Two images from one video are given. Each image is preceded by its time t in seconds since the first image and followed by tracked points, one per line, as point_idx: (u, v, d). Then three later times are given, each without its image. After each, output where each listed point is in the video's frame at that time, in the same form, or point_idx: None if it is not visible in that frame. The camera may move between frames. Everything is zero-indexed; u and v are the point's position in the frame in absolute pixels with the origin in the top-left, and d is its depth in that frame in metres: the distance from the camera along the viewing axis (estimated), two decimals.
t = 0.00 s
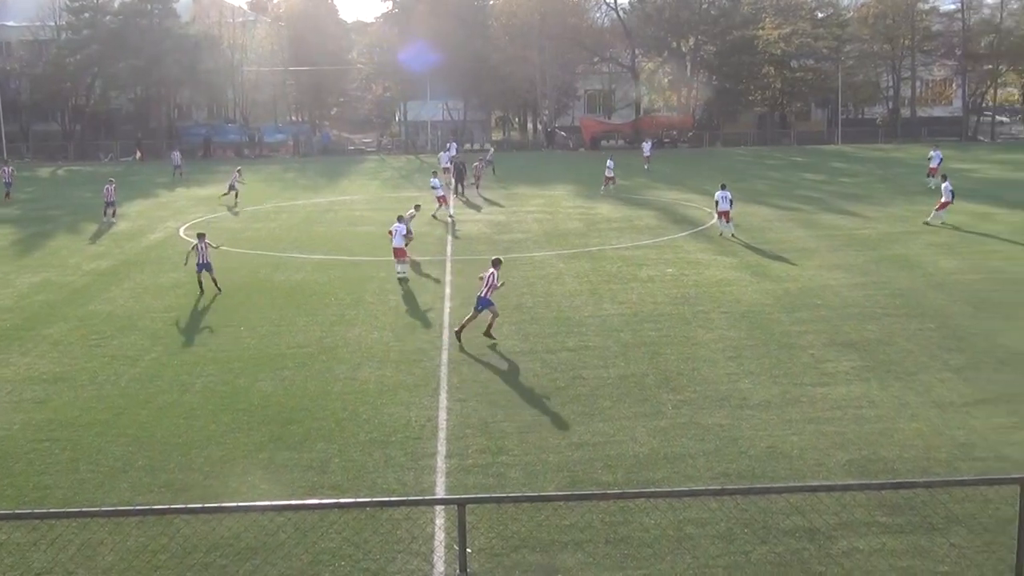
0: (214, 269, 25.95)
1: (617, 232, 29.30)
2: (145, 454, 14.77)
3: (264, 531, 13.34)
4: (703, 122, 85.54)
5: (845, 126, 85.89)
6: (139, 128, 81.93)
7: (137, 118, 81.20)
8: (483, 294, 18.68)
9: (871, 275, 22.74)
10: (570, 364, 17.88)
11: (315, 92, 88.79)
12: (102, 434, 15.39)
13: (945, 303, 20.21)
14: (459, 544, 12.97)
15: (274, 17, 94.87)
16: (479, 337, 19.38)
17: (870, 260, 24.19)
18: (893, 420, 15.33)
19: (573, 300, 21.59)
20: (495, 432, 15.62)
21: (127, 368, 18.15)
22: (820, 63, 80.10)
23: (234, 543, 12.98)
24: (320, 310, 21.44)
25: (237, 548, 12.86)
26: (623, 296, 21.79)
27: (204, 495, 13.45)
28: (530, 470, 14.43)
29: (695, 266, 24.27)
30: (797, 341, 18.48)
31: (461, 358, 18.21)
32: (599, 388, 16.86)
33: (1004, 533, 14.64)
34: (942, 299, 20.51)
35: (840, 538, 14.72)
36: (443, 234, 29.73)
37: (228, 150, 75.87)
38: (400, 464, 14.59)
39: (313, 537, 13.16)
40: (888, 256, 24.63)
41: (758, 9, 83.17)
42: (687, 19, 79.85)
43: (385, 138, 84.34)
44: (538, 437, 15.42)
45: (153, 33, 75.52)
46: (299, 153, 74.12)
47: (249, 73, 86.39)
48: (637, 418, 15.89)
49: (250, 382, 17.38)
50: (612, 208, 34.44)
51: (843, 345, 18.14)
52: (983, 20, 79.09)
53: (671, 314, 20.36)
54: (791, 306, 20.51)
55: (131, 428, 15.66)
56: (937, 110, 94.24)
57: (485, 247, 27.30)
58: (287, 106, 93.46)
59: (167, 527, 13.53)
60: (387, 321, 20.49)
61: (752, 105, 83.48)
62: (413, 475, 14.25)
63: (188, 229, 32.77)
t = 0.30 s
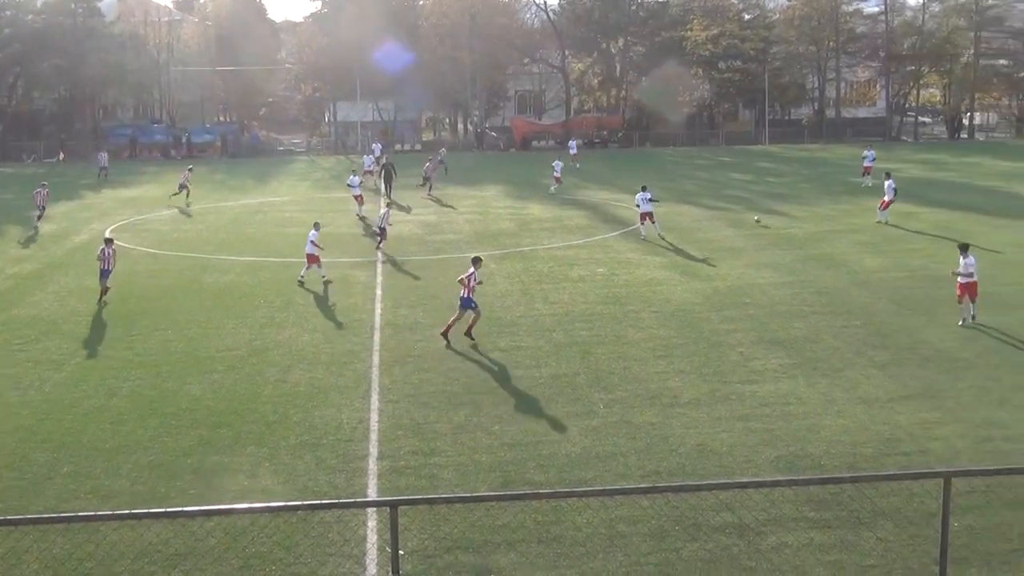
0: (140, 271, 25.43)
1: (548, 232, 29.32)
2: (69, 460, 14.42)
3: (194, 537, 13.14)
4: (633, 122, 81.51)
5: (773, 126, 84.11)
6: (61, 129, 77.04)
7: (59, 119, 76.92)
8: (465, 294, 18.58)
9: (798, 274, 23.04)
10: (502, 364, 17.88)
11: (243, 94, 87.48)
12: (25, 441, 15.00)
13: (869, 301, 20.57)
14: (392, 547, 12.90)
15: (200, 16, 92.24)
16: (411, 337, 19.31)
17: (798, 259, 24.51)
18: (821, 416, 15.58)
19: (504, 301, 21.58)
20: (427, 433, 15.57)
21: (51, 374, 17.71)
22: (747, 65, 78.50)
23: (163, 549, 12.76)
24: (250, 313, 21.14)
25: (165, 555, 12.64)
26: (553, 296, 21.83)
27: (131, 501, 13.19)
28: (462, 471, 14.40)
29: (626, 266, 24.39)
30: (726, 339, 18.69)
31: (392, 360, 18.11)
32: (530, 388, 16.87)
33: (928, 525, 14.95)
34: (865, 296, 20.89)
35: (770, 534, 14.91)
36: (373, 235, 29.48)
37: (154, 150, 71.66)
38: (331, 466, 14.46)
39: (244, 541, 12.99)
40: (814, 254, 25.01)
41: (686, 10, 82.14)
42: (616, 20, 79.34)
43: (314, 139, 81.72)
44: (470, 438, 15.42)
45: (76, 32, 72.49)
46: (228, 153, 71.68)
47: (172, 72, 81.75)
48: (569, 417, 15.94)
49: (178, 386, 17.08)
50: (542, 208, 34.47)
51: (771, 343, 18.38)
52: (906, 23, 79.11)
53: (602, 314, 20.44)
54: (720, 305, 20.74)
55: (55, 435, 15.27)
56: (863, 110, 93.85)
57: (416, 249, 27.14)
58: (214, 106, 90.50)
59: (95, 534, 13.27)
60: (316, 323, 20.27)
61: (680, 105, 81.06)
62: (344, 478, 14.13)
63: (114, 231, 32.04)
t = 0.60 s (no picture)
0: (56, 275, 24.87)
1: (474, 233, 29.38)
2: None
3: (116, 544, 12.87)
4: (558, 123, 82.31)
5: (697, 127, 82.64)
6: None
7: None
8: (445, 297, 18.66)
9: (722, 273, 23.32)
10: (429, 365, 17.85)
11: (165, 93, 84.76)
12: None
13: (791, 299, 20.89)
14: (319, 550, 12.76)
15: (120, 16, 89.77)
16: (337, 339, 19.19)
17: (722, 258, 24.81)
18: (746, 412, 15.75)
19: (430, 302, 21.53)
20: (354, 435, 15.47)
21: None
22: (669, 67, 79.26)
23: (84, 557, 12.48)
24: (172, 317, 20.82)
25: (86, 563, 12.35)
26: (479, 297, 21.84)
27: (51, 509, 12.90)
28: (389, 473, 14.31)
29: (553, 266, 24.50)
30: (651, 338, 18.84)
31: (318, 363, 17.96)
32: (457, 389, 16.85)
33: (851, 518, 15.14)
34: (785, 295, 21.21)
35: (696, 530, 15.00)
36: (296, 236, 29.27)
37: (74, 151, 68.67)
38: (257, 470, 14.29)
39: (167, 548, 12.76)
40: (737, 253, 25.33)
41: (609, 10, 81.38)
42: (541, 21, 79.35)
43: (240, 138, 79.77)
44: (397, 439, 15.34)
45: None
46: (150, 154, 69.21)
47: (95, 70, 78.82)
48: (496, 418, 15.94)
49: (98, 392, 16.77)
50: (467, 209, 34.49)
51: (695, 341, 18.57)
52: (824, 25, 79.08)
53: (528, 314, 20.49)
54: (644, 304, 20.91)
55: None
56: (783, 112, 95.07)
57: (339, 250, 26.98)
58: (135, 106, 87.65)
59: (13, 543, 12.95)
60: (239, 326, 20.03)
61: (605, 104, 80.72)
62: (271, 482, 13.97)
63: (31, 234, 31.25)
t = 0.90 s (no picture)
0: None
1: (402, 234, 29.34)
2: None
3: (38, 552, 12.60)
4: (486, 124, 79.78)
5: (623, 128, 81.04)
6: None
7: None
8: (420, 303, 18.72)
9: (650, 272, 23.52)
10: (358, 367, 17.75)
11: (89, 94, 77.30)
12: None
13: (717, 298, 21.15)
14: (245, 555, 12.60)
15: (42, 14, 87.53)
16: (265, 342, 19.02)
17: (650, 258, 25.02)
18: (676, 411, 15.86)
19: (359, 304, 21.47)
20: (281, 438, 15.33)
21: None
22: (596, 68, 78.31)
23: (7, 566, 12.20)
24: (96, 320, 20.52)
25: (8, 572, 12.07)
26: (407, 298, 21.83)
27: None
28: (318, 476, 14.18)
29: (481, 266, 24.56)
30: (580, 338, 18.95)
31: (245, 365, 17.80)
32: (386, 391, 16.78)
33: (778, 514, 15.26)
34: (712, 294, 21.45)
35: (625, 529, 14.98)
36: (221, 238, 29.03)
37: None
38: (184, 475, 14.09)
39: (91, 555, 12.52)
40: (665, 253, 25.53)
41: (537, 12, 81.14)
42: (468, 22, 78.37)
43: (164, 138, 77.85)
44: (325, 442, 15.22)
45: None
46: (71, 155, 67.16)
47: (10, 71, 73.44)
48: (426, 419, 15.91)
49: (19, 398, 16.43)
50: (396, 210, 34.37)
51: (623, 341, 18.70)
52: (749, 27, 81.04)
53: (457, 315, 20.50)
54: (573, 305, 21.00)
55: None
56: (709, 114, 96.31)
57: (266, 252, 26.82)
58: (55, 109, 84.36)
59: None
60: (164, 329, 19.79)
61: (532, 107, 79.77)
62: (197, 487, 13.78)
63: None
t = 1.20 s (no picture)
0: None
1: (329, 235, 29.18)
2: None
3: None
4: (414, 125, 79.02)
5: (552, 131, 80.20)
6: None
7: None
8: (379, 310, 18.42)
9: (578, 272, 23.66)
10: (286, 370, 17.62)
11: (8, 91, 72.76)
12: None
13: (645, 298, 21.35)
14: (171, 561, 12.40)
15: None
16: (191, 346, 18.79)
17: (579, 258, 25.15)
18: (607, 411, 15.93)
19: (287, 305, 21.33)
20: (209, 443, 15.13)
21: None
22: (524, 69, 78.04)
23: None
24: (15, 325, 20.09)
25: None
26: (335, 300, 21.74)
27: None
28: (247, 480, 14.02)
29: (411, 267, 24.55)
30: (510, 339, 19.02)
31: (171, 369, 17.58)
32: (316, 393, 16.68)
33: (705, 511, 15.30)
34: (641, 294, 21.65)
35: (555, 529, 14.85)
36: (144, 241, 28.61)
37: None
38: (109, 482, 13.82)
39: (12, 565, 12.16)
40: (594, 254, 25.69)
41: (464, 14, 81.21)
42: (396, 22, 75.58)
43: (85, 138, 76.14)
44: (253, 446, 15.05)
45: None
46: None
47: None
48: (356, 421, 15.81)
49: None
50: (324, 212, 34.16)
51: (552, 342, 18.79)
52: (674, 30, 81.56)
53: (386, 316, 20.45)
54: (503, 305, 21.07)
55: None
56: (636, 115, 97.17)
57: (191, 254, 26.51)
58: None
59: None
60: (87, 334, 19.45)
61: (462, 108, 79.79)
62: (122, 493, 13.54)
63: None
